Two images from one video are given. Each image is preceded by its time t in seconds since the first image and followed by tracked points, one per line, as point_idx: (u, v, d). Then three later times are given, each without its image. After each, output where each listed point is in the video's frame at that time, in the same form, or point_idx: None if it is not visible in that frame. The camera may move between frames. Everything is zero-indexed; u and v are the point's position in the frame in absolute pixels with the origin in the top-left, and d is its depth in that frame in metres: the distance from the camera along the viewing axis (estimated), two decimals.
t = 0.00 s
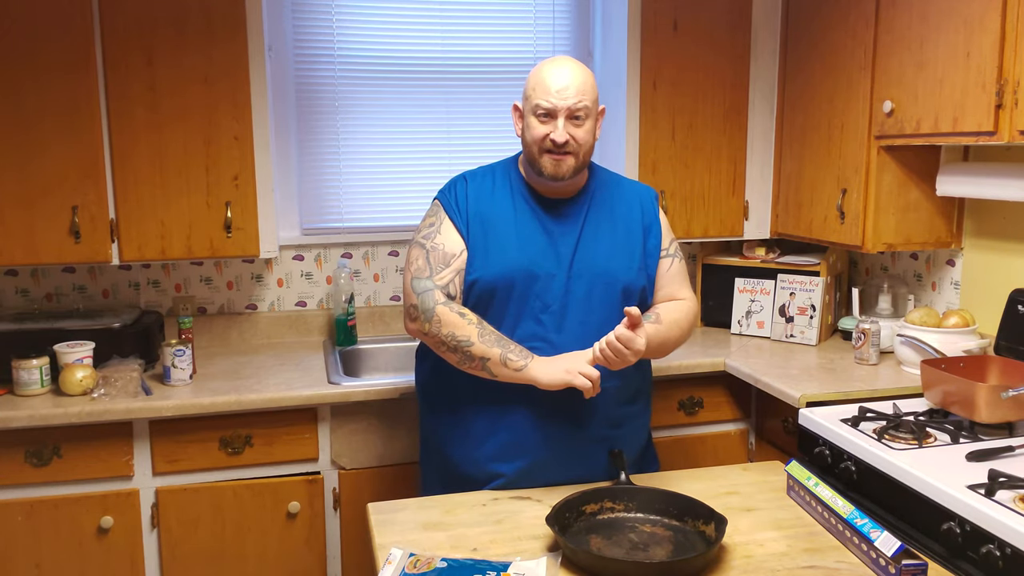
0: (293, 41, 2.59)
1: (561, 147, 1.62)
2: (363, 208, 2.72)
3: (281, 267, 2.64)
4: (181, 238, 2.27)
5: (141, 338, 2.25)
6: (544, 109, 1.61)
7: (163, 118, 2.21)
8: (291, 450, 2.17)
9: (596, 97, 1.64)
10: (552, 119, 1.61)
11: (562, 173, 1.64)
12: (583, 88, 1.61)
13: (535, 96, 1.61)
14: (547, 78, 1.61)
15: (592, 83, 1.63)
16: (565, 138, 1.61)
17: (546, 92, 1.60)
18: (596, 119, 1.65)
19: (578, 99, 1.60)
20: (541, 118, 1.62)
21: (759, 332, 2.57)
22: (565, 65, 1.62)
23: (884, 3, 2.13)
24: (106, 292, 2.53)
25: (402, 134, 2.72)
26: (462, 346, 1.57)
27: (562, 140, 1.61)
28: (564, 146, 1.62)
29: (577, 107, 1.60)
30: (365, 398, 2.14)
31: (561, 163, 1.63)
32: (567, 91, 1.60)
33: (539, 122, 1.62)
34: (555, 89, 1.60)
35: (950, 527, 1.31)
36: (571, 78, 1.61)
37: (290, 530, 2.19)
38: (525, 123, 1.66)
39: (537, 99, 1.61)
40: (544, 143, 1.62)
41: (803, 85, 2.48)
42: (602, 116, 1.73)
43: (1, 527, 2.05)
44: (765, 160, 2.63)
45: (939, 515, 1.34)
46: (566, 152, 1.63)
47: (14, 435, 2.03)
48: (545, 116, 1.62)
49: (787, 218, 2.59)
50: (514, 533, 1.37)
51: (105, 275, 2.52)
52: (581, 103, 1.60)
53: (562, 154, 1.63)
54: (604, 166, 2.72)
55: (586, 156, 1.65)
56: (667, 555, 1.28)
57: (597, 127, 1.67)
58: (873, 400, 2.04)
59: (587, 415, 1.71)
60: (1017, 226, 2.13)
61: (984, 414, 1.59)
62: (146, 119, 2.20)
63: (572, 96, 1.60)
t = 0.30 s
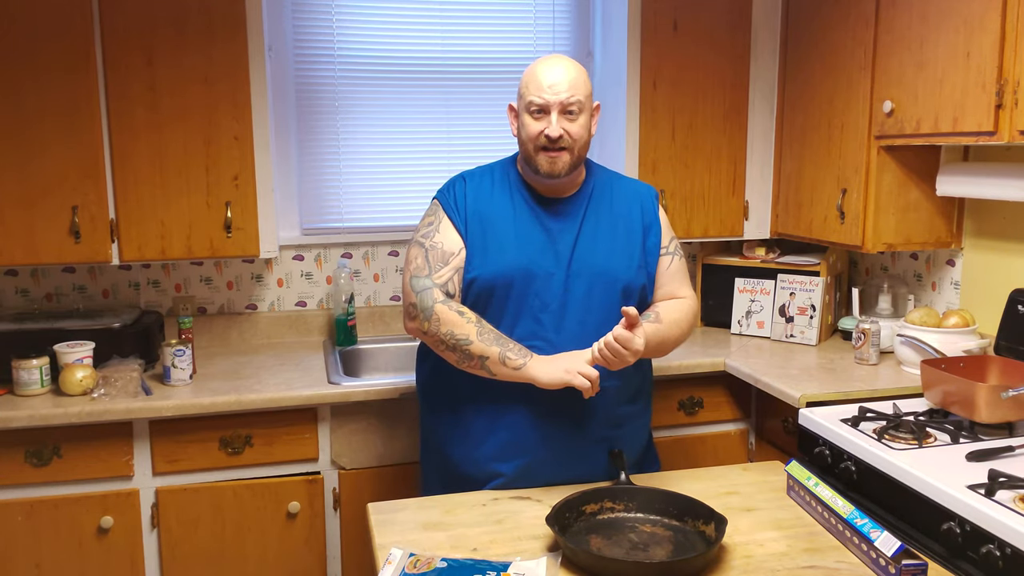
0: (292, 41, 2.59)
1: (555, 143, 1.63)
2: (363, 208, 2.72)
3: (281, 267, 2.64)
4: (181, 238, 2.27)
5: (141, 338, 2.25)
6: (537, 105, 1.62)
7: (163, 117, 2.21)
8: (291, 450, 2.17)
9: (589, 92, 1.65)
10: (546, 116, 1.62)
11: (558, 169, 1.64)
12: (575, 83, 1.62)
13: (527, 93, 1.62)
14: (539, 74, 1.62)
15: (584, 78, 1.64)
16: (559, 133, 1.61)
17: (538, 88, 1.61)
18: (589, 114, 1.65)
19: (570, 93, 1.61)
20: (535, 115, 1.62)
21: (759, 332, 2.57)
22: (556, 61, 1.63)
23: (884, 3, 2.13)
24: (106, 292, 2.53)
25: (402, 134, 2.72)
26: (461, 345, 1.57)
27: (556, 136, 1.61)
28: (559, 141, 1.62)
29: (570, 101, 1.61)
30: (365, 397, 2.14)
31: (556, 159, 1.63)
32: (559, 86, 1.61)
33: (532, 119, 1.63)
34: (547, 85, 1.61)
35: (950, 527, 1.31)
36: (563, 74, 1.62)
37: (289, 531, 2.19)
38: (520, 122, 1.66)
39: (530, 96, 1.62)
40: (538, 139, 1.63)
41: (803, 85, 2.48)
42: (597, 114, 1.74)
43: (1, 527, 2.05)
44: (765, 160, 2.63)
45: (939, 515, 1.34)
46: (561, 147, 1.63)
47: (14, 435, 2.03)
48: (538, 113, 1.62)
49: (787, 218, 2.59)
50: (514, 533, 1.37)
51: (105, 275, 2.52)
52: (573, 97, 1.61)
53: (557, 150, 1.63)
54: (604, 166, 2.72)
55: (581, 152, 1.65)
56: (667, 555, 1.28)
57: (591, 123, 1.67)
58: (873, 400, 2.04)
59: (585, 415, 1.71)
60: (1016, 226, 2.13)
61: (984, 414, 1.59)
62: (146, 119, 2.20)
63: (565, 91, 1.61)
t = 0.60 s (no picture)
0: (293, 41, 2.59)
1: (549, 140, 1.63)
2: (363, 208, 2.72)
3: (281, 267, 2.64)
4: (181, 238, 2.27)
5: (141, 338, 2.25)
6: (530, 103, 1.62)
7: (163, 118, 2.21)
8: (291, 450, 2.17)
9: (580, 88, 1.65)
10: (539, 113, 1.63)
11: (554, 166, 1.64)
12: (566, 79, 1.63)
13: (519, 92, 1.63)
14: (530, 72, 1.63)
15: (575, 74, 1.65)
16: (552, 129, 1.62)
17: (530, 86, 1.62)
18: (582, 110, 1.66)
19: (562, 89, 1.62)
20: (528, 112, 1.63)
21: (759, 332, 2.57)
22: (547, 59, 1.64)
23: (884, 3, 2.13)
24: (106, 292, 2.53)
25: (402, 134, 2.72)
26: (460, 346, 1.57)
27: (550, 132, 1.62)
28: (552, 137, 1.63)
29: (561, 97, 1.62)
30: (365, 398, 2.14)
31: (551, 156, 1.63)
32: (550, 82, 1.61)
33: (525, 117, 1.63)
34: (538, 82, 1.61)
35: (950, 527, 1.30)
36: (554, 70, 1.62)
37: (289, 531, 2.19)
38: (513, 121, 1.67)
39: (522, 93, 1.63)
40: (532, 137, 1.63)
41: (803, 85, 2.47)
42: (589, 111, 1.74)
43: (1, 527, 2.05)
44: (765, 160, 2.63)
45: (939, 515, 1.34)
46: (555, 144, 1.64)
47: (14, 435, 2.03)
48: (531, 111, 1.63)
49: (787, 218, 2.59)
50: (514, 533, 1.37)
51: (105, 275, 2.52)
52: (565, 93, 1.62)
53: (552, 146, 1.63)
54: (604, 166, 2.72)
55: (576, 147, 1.66)
56: (667, 556, 1.28)
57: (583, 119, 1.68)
58: (873, 400, 2.04)
59: (586, 415, 1.71)
60: (1016, 225, 2.12)
61: (984, 414, 1.59)
62: (146, 120, 2.20)
63: (556, 87, 1.61)
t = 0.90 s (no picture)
0: (292, 41, 2.59)
1: (544, 137, 1.63)
2: (363, 208, 2.72)
3: (281, 267, 2.64)
4: (181, 238, 2.27)
5: (141, 338, 2.25)
6: (524, 102, 1.63)
7: (163, 117, 2.21)
8: (291, 450, 2.17)
9: (574, 87, 1.66)
10: (534, 111, 1.63)
11: (551, 162, 1.64)
12: (561, 79, 1.63)
13: (513, 91, 1.64)
14: (523, 72, 1.64)
15: (570, 73, 1.66)
16: (548, 127, 1.62)
17: (523, 85, 1.62)
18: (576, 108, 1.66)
19: (557, 88, 1.62)
20: (523, 111, 1.63)
21: (759, 332, 2.57)
22: (542, 59, 1.64)
23: (884, 3, 2.13)
24: (106, 292, 2.53)
25: (402, 134, 2.72)
26: (458, 346, 1.57)
27: (545, 129, 1.62)
28: (548, 135, 1.63)
29: (556, 95, 1.62)
30: (365, 398, 2.13)
31: (547, 153, 1.64)
32: (545, 81, 1.62)
33: (520, 116, 1.64)
34: (532, 82, 1.62)
35: (950, 527, 1.30)
36: (548, 69, 1.63)
37: (289, 531, 2.19)
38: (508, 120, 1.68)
39: (516, 92, 1.63)
40: (528, 135, 1.63)
41: (804, 85, 2.47)
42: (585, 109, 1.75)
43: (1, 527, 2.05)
44: (765, 160, 2.63)
45: (939, 515, 1.34)
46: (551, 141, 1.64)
47: (14, 435, 2.03)
48: (526, 109, 1.63)
49: (787, 218, 2.59)
50: (514, 533, 1.37)
51: (105, 275, 2.52)
52: (559, 91, 1.62)
53: (548, 144, 1.64)
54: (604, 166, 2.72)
55: (572, 145, 1.66)
56: (667, 555, 1.28)
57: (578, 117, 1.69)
58: (873, 400, 2.04)
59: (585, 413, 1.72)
60: (1016, 225, 2.12)
61: (984, 414, 1.59)
62: (146, 120, 2.20)
63: (549, 85, 1.62)
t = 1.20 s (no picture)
0: (293, 41, 2.59)
1: (619, 159, 1.60)
2: (363, 208, 2.72)
3: (281, 267, 2.64)
4: (181, 238, 2.27)
5: (141, 338, 2.25)
6: (608, 120, 1.58)
7: (163, 118, 2.21)
8: (291, 450, 2.16)
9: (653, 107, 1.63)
10: (615, 130, 1.59)
11: (615, 184, 1.63)
12: (643, 100, 1.59)
13: (598, 104, 1.59)
14: (616, 87, 1.58)
15: (649, 95, 1.62)
16: (626, 151, 1.59)
17: (610, 103, 1.58)
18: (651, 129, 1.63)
19: (642, 113, 1.58)
20: (604, 128, 1.59)
21: (759, 332, 2.57)
22: (622, 73, 1.61)
23: (884, 3, 2.13)
24: (106, 292, 2.53)
25: (402, 134, 2.72)
26: (472, 329, 1.59)
27: (623, 153, 1.59)
28: (623, 158, 1.60)
29: (639, 122, 1.58)
30: (364, 398, 2.13)
31: (616, 174, 1.62)
32: (632, 104, 1.58)
33: (600, 132, 1.59)
34: (616, 101, 1.58)
35: (950, 527, 1.30)
36: (627, 87, 1.59)
37: (289, 531, 2.19)
38: (582, 130, 1.63)
39: (600, 108, 1.59)
40: (603, 153, 1.60)
41: (804, 85, 2.47)
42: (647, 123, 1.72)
43: (1, 527, 2.05)
44: (765, 160, 2.63)
45: (939, 515, 1.33)
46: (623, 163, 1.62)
47: (14, 435, 2.03)
48: (608, 127, 1.59)
49: (787, 218, 2.59)
50: (514, 533, 1.37)
51: (105, 275, 2.52)
52: (644, 117, 1.59)
53: (620, 165, 1.62)
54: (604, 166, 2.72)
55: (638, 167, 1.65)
56: (667, 555, 1.28)
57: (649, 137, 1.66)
58: (873, 400, 2.04)
59: (609, 416, 1.70)
60: (1016, 226, 2.12)
61: (984, 414, 1.59)
62: (146, 120, 2.20)
63: (635, 108, 1.58)
